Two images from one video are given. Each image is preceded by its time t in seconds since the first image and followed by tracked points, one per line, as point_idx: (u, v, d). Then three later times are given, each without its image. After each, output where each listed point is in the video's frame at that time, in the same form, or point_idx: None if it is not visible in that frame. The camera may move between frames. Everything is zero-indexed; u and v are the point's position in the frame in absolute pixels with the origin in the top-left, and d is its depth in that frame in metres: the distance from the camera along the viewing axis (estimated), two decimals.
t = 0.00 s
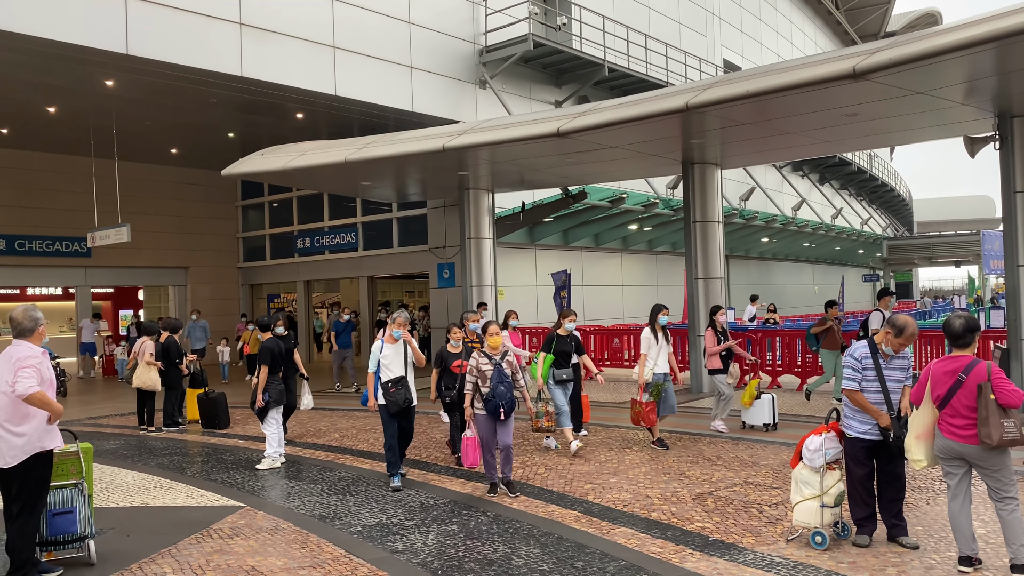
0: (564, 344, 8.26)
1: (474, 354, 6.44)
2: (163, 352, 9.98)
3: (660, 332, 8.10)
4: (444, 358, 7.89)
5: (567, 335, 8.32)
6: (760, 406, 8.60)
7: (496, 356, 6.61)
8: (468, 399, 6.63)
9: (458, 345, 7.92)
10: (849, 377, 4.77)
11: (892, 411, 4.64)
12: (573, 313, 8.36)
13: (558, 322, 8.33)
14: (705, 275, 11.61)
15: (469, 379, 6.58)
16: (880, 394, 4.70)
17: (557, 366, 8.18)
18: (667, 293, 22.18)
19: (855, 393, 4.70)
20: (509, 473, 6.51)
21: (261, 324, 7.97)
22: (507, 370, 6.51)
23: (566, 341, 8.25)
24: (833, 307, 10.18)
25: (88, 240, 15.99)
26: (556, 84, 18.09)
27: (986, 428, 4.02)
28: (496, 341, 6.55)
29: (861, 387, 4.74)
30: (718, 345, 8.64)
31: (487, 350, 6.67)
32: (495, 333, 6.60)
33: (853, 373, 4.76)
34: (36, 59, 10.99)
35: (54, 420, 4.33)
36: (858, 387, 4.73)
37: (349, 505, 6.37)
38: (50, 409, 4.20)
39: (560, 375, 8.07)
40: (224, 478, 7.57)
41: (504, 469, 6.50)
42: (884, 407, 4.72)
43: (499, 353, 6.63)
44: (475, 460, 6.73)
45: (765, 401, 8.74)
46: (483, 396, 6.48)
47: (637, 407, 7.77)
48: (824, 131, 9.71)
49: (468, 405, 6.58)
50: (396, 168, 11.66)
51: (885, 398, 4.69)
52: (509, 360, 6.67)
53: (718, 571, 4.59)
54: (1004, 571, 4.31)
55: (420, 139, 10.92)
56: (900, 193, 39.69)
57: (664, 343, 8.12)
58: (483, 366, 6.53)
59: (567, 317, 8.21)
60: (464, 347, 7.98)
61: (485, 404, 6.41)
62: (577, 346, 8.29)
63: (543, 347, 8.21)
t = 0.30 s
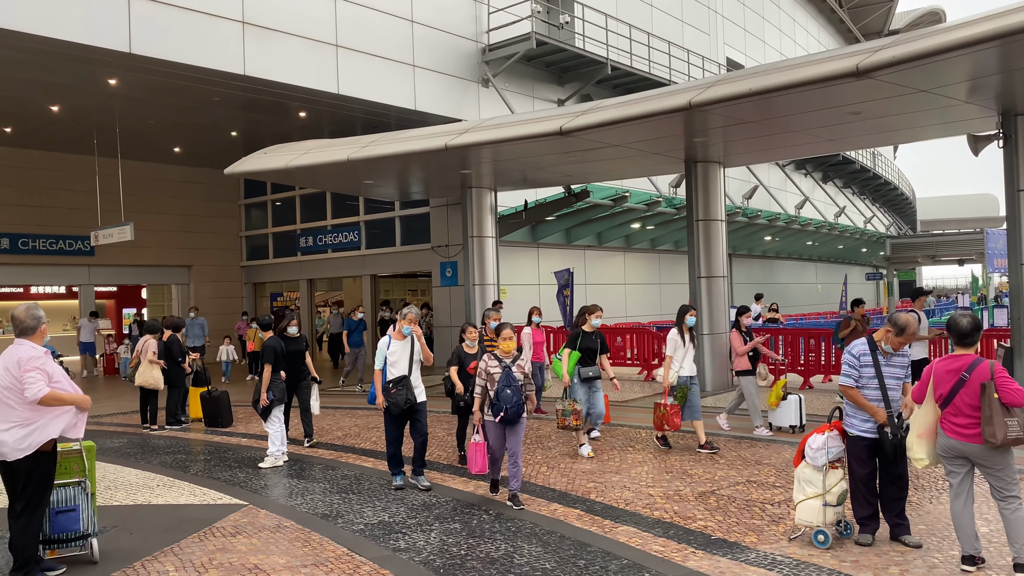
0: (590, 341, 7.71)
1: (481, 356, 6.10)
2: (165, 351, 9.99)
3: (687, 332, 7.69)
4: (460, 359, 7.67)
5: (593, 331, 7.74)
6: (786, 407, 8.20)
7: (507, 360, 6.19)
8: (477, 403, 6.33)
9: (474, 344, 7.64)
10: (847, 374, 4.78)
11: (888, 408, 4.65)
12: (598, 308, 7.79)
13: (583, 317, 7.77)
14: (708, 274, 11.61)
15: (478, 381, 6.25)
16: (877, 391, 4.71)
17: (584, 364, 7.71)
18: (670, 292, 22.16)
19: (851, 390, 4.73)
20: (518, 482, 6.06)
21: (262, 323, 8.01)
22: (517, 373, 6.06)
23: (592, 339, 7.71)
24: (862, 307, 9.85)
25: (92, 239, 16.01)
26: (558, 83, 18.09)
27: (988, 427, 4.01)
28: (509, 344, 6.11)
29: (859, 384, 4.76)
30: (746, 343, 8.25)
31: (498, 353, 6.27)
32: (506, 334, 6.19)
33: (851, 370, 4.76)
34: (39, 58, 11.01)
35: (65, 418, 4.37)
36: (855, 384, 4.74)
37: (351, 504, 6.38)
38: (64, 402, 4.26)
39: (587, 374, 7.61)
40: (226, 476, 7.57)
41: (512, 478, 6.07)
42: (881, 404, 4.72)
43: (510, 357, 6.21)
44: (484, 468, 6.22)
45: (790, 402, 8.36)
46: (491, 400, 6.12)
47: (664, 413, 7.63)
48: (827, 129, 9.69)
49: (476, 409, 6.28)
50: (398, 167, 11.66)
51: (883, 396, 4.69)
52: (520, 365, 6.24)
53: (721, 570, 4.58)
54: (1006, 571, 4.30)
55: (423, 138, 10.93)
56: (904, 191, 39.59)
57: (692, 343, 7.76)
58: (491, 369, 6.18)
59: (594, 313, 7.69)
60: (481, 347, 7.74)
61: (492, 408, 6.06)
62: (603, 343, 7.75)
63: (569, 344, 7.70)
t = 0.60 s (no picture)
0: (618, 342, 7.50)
1: (489, 355, 5.83)
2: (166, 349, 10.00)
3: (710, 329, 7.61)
4: (475, 358, 7.12)
5: (621, 332, 7.57)
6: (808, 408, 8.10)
7: (515, 359, 5.89)
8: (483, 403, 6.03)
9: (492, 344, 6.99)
10: (842, 373, 4.80)
11: (881, 408, 4.68)
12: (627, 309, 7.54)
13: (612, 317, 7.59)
14: (708, 272, 11.62)
15: (485, 380, 5.98)
16: (870, 391, 4.73)
17: (612, 367, 7.50)
18: (671, 290, 22.16)
19: (845, 389, 4.76)
20: (512, 490, 5.76)
21: (262, 321, 7.99)
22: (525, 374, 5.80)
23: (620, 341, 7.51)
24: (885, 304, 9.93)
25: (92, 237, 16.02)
26: (559, 81, 18.09)
27: (989, 426, 4.01)
28: (517, 343, 5.80)
29: (853, 384, 4.78)
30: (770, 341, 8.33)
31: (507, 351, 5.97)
32: (515, 332, 5.86)
33: (847, 370, 4.77)
34: (39, 56, 11.00)
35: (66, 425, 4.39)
36: (850, 384, 4.77)
37: (351, 502, 6.38)
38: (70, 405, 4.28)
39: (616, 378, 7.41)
40: (226, 474, 7.58)
41: (506, 484, 5.77)
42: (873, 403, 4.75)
43: (519, 356, 5.92)
44: (489, 470, 5.87)
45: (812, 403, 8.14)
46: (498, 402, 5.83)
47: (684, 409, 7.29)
48: (828, 127, 9.68)
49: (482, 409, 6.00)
50: (399, 165, 11.66)
51: (876, 396, 4.71)
52: (530, 364, 5.98)
53: (720, 568, 4.58)
54: (1006, 569, 4.30)
55: (423, 136, 10.93)
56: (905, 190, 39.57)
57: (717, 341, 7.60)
58: (499, 369, 5.89)
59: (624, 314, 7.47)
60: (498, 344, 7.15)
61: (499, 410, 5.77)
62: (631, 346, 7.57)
63: (597, 346, 7.49)
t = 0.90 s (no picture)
0: (645, 339, 7.33)
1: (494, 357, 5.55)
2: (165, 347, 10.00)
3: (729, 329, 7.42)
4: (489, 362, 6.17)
5: (646, 329, 7.40)
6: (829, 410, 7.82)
7: (520, 361, 5.68)
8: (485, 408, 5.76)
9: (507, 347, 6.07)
10: (836, 372, 4.81)
11: (876, 404, 4.69)
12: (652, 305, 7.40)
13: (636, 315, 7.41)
14: (708, 271, 11.63)
15: (488, 386, 5.68)
16: (865, 389, 4.75)
17: (640, 365, 7.32)
18: (670, 289, 22.16)
19: (841, 388, 4.77)
20: (522, 498, 5.59)
21: (261, 320, 7.98)
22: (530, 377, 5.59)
23: (647, 337, 7.33)
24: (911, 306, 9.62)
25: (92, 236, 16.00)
26: (559, 80, 18.09)
27: (990, 424, 4.01)
28: (523, 342, 5.58)
29: (848, 383, 4.79)
30: (796, 341, 7.83)
31: (509, 354, 5.75)
32: (519, 333, 5.64)
33: (840, 369, 4.79)
34: (38, 54, 10.99)
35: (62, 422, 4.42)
36: (844, 383, 4.78)
37: (350, 500, 6.39)
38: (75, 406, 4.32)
39: (646, 376, 7.22)
40: (225, 472, 7.58)
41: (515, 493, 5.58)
42: (869, 402, 4.76)
43: (522, 358, 5.72)
44: (490, 480, 5.53)
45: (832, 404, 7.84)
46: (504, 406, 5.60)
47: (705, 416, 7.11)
48: (828, 126, 9.68)
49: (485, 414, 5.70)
50: (399, 163, 11.66)
51: (872, 394, 4.72)
52: (535, 367, 5.73)
53: (719, 566, 4.58)
54: (1004, 568, 4.30)
55: (423, 134, 10.93)
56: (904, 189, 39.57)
57: (738, 343, 7.36)
58: (503, 372, 5.64)
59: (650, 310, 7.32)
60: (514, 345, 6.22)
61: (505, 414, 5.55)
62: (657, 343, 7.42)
63: (622, 344, 7.31)
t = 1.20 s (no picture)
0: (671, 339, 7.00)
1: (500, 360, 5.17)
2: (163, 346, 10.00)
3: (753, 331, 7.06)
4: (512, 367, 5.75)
5: (673, 330, 7.08)
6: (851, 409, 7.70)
7: (528, 364, 5.28)
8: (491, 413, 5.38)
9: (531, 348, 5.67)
10: (831, 372, 4.86)
11: (872, 402, 4.70)
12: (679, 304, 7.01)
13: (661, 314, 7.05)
14: (706, 270, 11.63)
15: (493, 391, 5.31)
16: (861, 387, 4.77)
17: (669, 368, 6.96)
18: (669, 288, 22.18)
19: (836, 387, 4.80)
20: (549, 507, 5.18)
21: (259, 319, 7.97)
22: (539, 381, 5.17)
23: (674, 338, 7.00)
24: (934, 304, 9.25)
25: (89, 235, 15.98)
26: (557, 79, 18.09)
27: (988, 422, 4.01)
28: (532, 344, 5.18)
29: (843, 382, 4.82)
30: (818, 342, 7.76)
31: (517, 356, 5.36)
32: (528, 333, 5.25)
33: (835, 368, 4.83)
34: (37, 52, 10.98)
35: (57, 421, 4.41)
36: (839, 382, 4.82)
37: (348, 499, 6.38)
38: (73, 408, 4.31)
39: (675, 378, 6.86)
40: (223, 471, 7.56)
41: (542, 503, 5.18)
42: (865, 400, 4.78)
43: (531, 361, 5.33)
44: (494, 488, 5.21)
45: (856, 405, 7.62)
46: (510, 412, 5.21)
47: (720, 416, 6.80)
48: (826, 126, 9.69)
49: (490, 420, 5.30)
50: (397, 163, 11.65)
51: (867, 392, 4.74)
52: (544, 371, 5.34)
53: (717, 566, 4.59)
54: (1001, 568, 4.31)
55: (422, 134, 10.93)
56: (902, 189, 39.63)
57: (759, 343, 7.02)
58: (510, 376, 5.25)
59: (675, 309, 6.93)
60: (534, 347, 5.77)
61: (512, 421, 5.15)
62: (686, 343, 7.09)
63: (649, 346, 6.95)
